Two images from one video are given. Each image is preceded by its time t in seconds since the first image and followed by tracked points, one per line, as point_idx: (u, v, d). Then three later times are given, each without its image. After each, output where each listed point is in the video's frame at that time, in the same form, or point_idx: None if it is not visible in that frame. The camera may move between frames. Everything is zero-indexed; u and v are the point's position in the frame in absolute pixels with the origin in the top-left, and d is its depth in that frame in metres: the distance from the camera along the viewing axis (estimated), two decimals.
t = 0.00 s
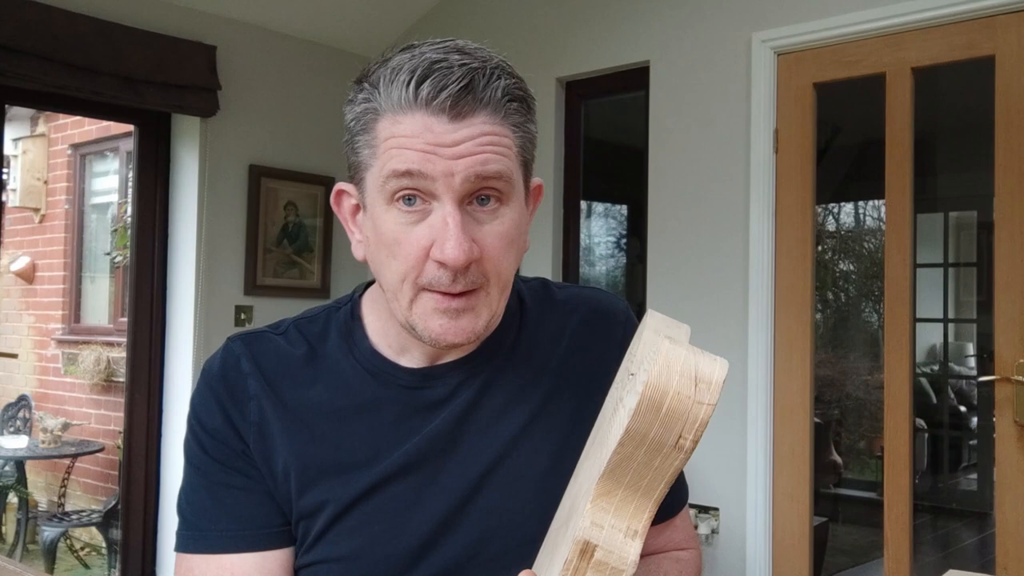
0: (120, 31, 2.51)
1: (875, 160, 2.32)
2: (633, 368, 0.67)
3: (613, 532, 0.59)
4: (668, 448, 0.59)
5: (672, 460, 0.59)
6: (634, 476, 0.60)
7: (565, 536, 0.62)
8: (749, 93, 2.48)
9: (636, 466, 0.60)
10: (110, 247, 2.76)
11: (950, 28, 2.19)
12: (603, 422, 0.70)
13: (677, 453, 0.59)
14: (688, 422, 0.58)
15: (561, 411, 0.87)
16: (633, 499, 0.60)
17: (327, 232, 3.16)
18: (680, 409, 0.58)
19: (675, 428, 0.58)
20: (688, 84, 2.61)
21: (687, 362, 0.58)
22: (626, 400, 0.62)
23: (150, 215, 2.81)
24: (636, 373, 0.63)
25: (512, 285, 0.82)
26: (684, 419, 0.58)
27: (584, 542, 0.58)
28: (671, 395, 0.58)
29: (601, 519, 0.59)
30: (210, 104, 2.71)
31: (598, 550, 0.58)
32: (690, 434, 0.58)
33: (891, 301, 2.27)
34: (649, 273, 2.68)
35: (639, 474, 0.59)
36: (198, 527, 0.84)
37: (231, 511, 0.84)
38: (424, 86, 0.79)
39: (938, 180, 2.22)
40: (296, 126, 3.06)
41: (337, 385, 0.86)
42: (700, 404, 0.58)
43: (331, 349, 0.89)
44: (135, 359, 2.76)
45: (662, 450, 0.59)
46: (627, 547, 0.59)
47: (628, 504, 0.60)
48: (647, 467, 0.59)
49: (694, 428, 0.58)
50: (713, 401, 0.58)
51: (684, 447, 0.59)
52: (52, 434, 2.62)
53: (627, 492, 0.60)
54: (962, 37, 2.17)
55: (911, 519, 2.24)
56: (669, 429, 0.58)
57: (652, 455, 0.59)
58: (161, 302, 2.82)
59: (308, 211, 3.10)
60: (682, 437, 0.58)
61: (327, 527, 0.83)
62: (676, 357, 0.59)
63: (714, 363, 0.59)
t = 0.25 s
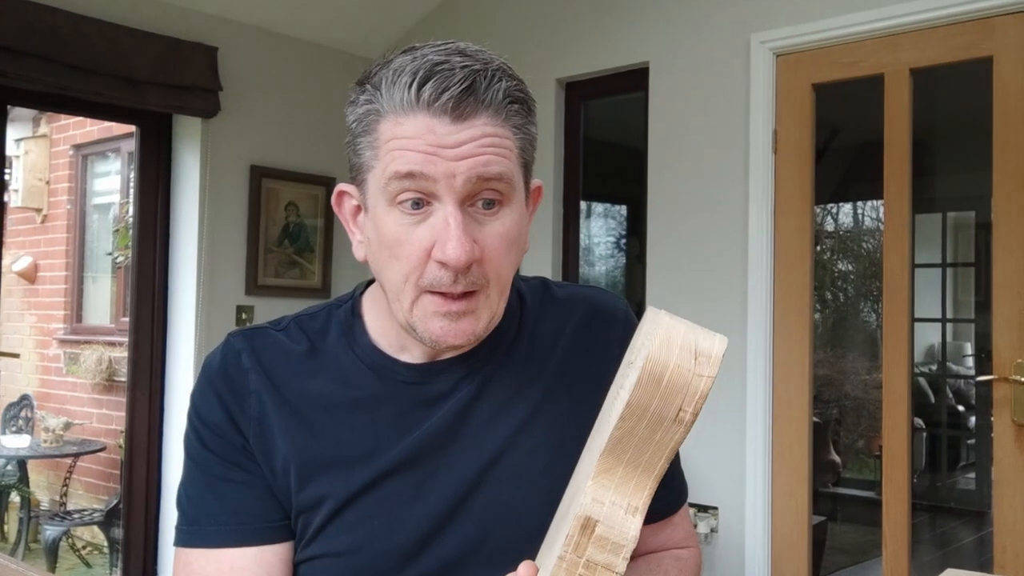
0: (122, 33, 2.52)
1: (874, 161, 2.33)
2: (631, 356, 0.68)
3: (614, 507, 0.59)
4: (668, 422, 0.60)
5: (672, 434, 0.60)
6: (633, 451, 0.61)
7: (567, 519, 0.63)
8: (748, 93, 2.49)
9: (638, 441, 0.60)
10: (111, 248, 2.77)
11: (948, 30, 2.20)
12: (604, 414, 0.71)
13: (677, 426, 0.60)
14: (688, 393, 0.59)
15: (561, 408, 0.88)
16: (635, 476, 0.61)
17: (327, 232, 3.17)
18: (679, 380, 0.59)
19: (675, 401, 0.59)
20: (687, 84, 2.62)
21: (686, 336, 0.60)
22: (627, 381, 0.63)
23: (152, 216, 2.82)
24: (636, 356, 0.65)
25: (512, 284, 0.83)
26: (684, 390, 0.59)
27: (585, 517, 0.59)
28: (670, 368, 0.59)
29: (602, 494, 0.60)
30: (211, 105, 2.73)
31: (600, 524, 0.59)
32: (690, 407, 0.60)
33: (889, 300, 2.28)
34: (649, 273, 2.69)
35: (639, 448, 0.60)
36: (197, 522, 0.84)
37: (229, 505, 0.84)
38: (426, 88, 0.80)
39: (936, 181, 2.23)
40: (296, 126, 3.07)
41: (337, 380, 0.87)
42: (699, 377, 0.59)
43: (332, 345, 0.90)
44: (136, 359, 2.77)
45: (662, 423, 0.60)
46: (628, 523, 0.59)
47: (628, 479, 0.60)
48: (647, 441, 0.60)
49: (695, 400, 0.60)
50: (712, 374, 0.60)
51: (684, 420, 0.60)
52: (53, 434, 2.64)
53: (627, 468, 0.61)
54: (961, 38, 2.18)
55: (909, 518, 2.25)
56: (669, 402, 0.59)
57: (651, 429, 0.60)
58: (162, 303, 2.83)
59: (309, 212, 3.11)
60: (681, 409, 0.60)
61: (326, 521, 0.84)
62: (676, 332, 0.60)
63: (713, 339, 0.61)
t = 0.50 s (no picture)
0: (124, 34, 2.53)
1: (873, 161, 2.34)
2: (630, 352, 0.69)
3: (613, 504, 0.60)
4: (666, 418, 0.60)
5: (671, 431, 0.61)
6: (633, 448, 0.61)
7: (566, 515, 0.63)
8: (746, 94, 2.50)
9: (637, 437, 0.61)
10: (113, 248, 2.78)
11: (946, 31, 2.21)
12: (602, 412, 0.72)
13: (676, 423, 0.60)
14: (687, 390, 0.60)
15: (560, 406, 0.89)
16: (633, 473, 0.61)
17: (328, 232, 3.18)
18: (678, 378, 0.60)
19: (674, 396, 0.60)
20: (687, 85, 2.63)
21: (685, 333, 0.60)
22: (626, 378, 0.64)
23: (154, 216, 2.83)
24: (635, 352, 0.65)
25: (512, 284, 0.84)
26: (682, 388, 0.60)
27: (585, 514, 0.59)
28: (669, 365, 0.60)
29: (601, 491, 0.60)
30: (212, 106, 2.74)
31: (599, 520, 0.59)
32: (689, 403, 0.60)
33: (888, 300, 2.29)
34: (648, 273, 2.70)
35: (638, 444, 0.61)
36: (198, 518, 0.85)
37: (230, 501, 0.85)
38: (426, 88, 0.81)
39: (934, 181, 2.24)
40: (297, 126, 3.08)
41: (338, 377, 0.88)
42: (698, 373, 0.60)
43: (333, 342, 0.91)
44: (138, 359, 2.79)
45: (661, 420, 0.60)
46: (626, 519, 0.59)
47: (627, 475, 0.61)
48: (646, 437, 0.61)
49: (693, 398, 0.60)
50: (710, 371, 0.60)
51: (683, 416, 0.60)
52: (55, 433, 2.65)
53: (626, 465, 0.61)
54: (959, 39, 2.19)
55: (907, 517, 2.26)
56: (668, 397, 0.60)
57: (650, 426, 0.60)
58: (163, 303, 2.84)
59: (310, 212, 3.12)
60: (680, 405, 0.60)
61: (327, 517, 0.85)
62: (675, 329, 0.61)
63: (711, 337, 0.61)
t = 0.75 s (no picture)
0: (126, 35, 2.54)
1: (872, 162, 2.35)
2: (630, 352, 0.69)
3: (612, 502, 0.60)
4: (665, 417, 0.60)
5: (670, 429, 0.61)
6: (632, 447, 0.61)
7: (566, 514, 0.63)
8: (746, 95, 2.51)
9: (636, 437, 0.61)
10: (115, 248, 2.79)
11: (944, 32, 2.22)
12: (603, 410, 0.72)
13: (675, 421, 0.60)
14: (686, 389, 0.60)
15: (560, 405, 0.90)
16: (633, 472, 0.61)
17: (329, 232, 3.19)
18: (677, 377, 0.60)
19: (672, 395, 0.60)
20: (686, 86, 2.64)
21: (684, 333, 0.61)
22: (625, 378, 0.64)
23: (155, 216, 2.84)
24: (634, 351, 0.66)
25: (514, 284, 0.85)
26: (681, 386, 0.60)
27: (584, 512, 0.59)
28: (668, 364, 0.60)
29: (600, 490, 0.60)
30: (214, 107, 2.75)
31: (598, 519, 0.59)
32: (688, 401, 0.60)
33: (886, 300, 2.30)
34: (647, 273, 2.71)
35: (637, 444, 0.61)
36: (200, 515, 0.86)
37: (232, 499, 0.86)
38: (429, 90, 0.82)
39: (933, 182, 2.25)
40: (298, 127, 3.09)
41: (340, 377, 0.89)
42: (696, 372, 0.60)
43: (336, 341, 0.92)
44: (140, 358, 2.79)
45: (660, 418, 0.60)
46: (626, 517, 0.59)
47: (626, 474, 0.61)
48: (645, 436, 0.61)
49: (692, 396, 0.60)
50: (710, 370, 0.60)
51: (682, 415, 0.60)
52: (57, 433, 2.66)
53: (625, 464, 0.61)
54: (958, 40, 2.20)
55: (905, 516, 2.27)
56: (667, 396, 0.60)
57: (650, 424, 0.61)
58: (165, 303, 2.85)
59: (310, 212, 3.13)
60: (679, 404, 0.60)
61: (328, 515, 0.85)
62: (674, 328, 0.61)
63: (710, 336, 0.61)
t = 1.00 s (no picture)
0: (128, 36, 2.55)
1: (870, 162, 2.36)
2: (629, 375, 0.67)
3: (615, 541, 0.60)
4: (668, 459, 0.59)
5: (673, 469, 0.60)
6: (634, 488, 0.61)
7: (567, 542, 0.64)
8: (745, 96, 2.52)
9: (638, 478, 0.60)
10: (116, 248, 2.80)
11: (941, 33, 2.23)
12: (601, 420, 0.72)
13: (678, 463, 0.59)
14: (688, 432, 0.58)
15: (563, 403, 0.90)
16: (634, 507, 0.61)
17: (330, 232, 3.20)
18: (680, 420, 0.58)
19: (676, 440, 0.59)
20: (686, 87, 2.65)
21: (686, 372, 0.59)
22: (625, 411, 0.62)
23: (156, 216, 2.85)
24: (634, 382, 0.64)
25: (517, 261, 0.84)
26: (684, 430, 0.58)
27: (586, 552, 0.60)
28: (670, 407, 0.58)
29: (602, 529, 0.60)
30: (215, 108, 2.76)
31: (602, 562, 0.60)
32: (691, 445, 0.59)
33: (884, 300, 2.31)
34: (647, 274, 2.72)
35: (639, 485, 0.60)
36: (205, 513, 0.87)
37: (238, 497, 0.88)
38: (438, 64, 0.86)
39: (931, 182, 2.26)
40: (299, 128, 3.10)
41: (345, 376, 0.90)
42: (699, 415, 0.58)
43: (341, 341, 0.93)
44: (141, 358, 2.81)
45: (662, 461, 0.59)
46: (629, 554, 0.60)
47: (628, 514, 0.61)
48: (647, 477, 0.60)
49: (695, 438, 0.59)
50: (712, 411, 0.59)
51: (685, 456, 0.59)
52: (59, 432, 2.67)
53: (627, 504, 0.61)
54: (956, 41, 2.21)
55: (904, 515, 2.28)
56: (670, 443, 0.59)
57: (652, 466, 0.60)
58: (166, 303, 2.86)
59: (311, 213, 3.14)
60: (683, 447, 0.59)
61: (332, 514, 0.86)
62: (676, 368, 0.59)
63: (712, 371, 0.59)
